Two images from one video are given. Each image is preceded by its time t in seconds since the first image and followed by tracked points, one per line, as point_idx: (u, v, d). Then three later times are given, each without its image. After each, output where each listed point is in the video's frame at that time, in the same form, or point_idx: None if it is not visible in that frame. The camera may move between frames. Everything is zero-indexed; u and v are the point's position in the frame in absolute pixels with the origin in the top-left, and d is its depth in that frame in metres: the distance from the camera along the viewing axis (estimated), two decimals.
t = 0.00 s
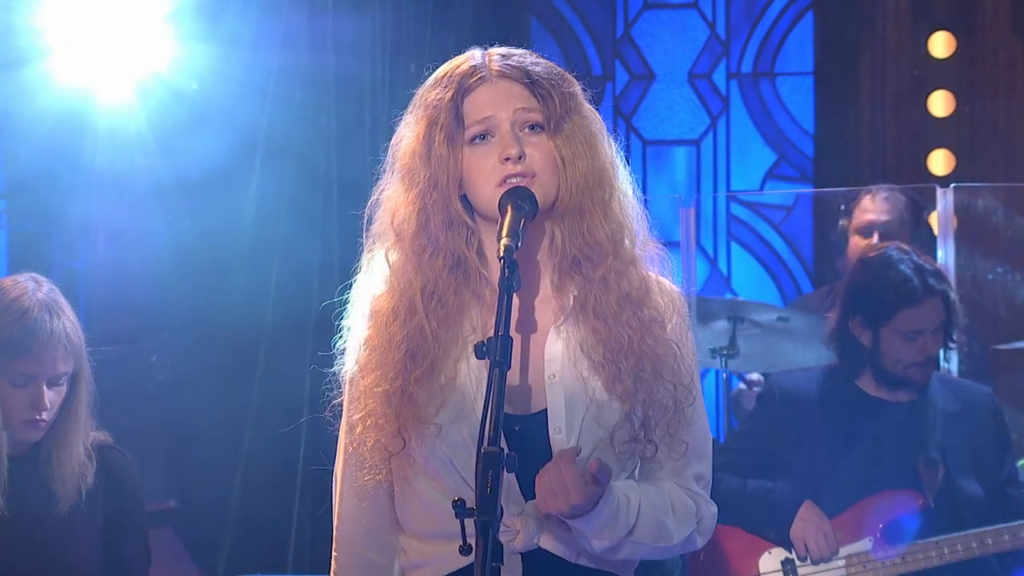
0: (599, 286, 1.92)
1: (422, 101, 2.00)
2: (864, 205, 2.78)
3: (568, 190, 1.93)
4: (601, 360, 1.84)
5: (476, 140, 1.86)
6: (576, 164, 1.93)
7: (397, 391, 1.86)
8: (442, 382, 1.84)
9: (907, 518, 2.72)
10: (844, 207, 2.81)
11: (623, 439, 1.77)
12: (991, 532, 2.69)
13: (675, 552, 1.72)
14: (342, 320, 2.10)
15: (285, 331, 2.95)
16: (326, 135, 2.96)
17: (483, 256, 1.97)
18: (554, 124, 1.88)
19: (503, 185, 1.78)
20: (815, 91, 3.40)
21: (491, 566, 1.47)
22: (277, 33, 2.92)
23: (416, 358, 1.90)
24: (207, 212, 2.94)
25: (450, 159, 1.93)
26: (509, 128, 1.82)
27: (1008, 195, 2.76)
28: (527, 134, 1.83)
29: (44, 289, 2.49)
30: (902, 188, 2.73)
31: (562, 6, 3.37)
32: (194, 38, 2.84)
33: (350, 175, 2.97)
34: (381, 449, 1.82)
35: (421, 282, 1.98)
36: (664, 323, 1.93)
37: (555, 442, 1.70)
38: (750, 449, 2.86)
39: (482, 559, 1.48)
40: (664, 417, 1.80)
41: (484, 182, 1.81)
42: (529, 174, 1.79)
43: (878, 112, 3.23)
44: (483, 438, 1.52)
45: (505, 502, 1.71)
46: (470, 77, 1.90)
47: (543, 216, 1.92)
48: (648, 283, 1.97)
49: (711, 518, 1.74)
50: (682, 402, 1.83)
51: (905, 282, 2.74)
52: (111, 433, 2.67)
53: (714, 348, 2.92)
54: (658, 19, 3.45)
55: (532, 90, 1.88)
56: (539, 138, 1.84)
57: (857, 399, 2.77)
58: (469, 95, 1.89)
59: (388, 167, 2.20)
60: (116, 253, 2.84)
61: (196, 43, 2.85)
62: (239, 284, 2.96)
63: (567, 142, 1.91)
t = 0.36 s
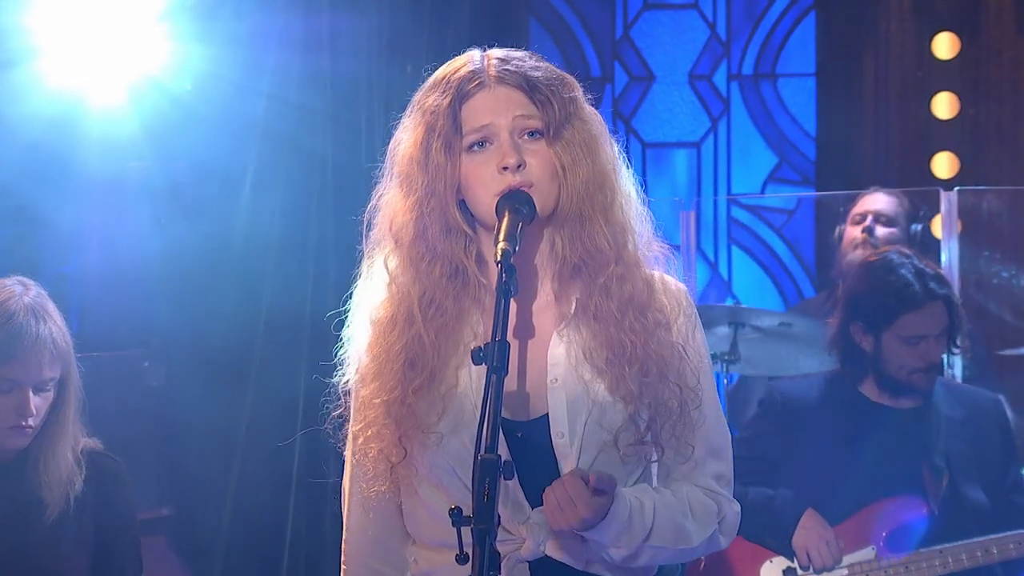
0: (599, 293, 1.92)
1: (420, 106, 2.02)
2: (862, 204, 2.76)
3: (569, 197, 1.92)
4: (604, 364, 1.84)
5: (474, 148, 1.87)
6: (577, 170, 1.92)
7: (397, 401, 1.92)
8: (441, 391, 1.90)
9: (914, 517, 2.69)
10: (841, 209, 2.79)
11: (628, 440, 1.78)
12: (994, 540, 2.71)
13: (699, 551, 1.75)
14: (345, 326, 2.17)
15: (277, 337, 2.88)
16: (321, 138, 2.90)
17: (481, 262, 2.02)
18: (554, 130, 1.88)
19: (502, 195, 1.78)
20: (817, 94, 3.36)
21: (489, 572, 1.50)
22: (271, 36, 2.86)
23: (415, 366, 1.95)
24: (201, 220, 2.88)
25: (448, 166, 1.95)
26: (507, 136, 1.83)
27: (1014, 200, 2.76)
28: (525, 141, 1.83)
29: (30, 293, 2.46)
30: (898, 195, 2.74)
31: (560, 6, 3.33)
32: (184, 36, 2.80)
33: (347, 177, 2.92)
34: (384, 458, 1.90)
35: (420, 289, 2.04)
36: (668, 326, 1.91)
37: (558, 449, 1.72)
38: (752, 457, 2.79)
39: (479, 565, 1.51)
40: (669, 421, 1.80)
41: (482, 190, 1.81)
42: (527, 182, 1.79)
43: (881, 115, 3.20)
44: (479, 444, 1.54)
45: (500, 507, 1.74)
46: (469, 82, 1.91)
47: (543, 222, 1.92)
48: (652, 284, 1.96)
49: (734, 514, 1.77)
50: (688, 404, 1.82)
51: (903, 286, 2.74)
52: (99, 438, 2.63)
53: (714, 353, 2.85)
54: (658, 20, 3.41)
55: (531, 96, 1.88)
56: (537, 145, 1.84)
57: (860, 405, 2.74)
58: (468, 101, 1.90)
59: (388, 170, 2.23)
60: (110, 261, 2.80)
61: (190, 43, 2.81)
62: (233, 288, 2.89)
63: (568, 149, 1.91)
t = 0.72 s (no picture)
0: (597, 299, 1.94)
1: (417, 109, 2.06)
2: (858, 206, 2.74)
3: (568, 202, 1.94)
4: (605, 364, 1.85)
5: (472, 153, 1.91)
6: (576, 175, 1.94)
7: (397, 407, 2.01)
8: (441, 398, 1.98)
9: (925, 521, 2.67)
10: (839, 212, 2.78)
11: (630, 439, 1.79)
12: (1001, 549, 2.65)
13: (714, 558, 1.73)
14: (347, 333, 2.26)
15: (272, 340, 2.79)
16: (313, 136, 2.83)
17: (479, 269, 2.10)
18: (553, 135, 1.90)
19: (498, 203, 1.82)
20: (819, 95, 3.30)
21: None
22: (262, 35, 2.78)
23: (415, 373, 2.04)
24: (189, 222, 2.82)
25: (445, 173, 2.01)
26: (505, 142, 1.86)
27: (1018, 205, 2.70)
28: (524, 147, 1.86)
29: (18, 296, 2.42)
30: (898, 196, 2.71)
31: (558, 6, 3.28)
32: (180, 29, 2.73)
33: (342, 177, 2.86)
34: (386, 464, 1.98)
35: (419, 296, 2.12)
36: (672, 326, 1.91)
37: (558, 451, 1.75)
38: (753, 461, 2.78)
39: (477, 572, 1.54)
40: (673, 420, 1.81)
41: (483, 199, 1.87)
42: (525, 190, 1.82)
43: (884, 116, 3.17)
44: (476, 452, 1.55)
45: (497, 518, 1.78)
46: (467, 87, 1.94)
47: (542, 231, 1.94)
48: (654, 282, 1.97)
49: (750, 518, 1.75)
50: (692, 404, 1.82)
51: (908, 291, 2.69)
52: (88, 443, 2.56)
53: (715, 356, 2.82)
54: (658, 20, 3.36)
55: (530, 101, 1.90)
56: (536, 151, 1.87)
57: (860, 409, 2.73)
58: (465, 106, 1.94)
59: (387, 172, 2.27)
60: (99, 262, 2.80)
61: (182, 42, 2.74)
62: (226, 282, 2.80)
63: (567, 154, 1.92)
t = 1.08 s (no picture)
0: (593, 305, 1.90)
1: (414, 110, 2.01)
2: (858, 208, 2.71)
3: (563, 206, 1.91)
4: (600, 370, 1.83)
5: (467, 156, 1.88)
6: (572, 179, 1.91)
7: (389, 414, 1.97)
8: (435, 405, 1.94)
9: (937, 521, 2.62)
10: (839, 213, 2.77)
11: (625, 445, 1.78)
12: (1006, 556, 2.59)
13: (716, 560, 1.71)
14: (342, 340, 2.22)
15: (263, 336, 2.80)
16: (309, 135, 2.84)
17: (474, 273, 2.06)
18: (548, 138, 1.87)
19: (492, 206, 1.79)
20: (819, 95, 3.24)
21: None
22: (252, 35, 2.77)
23: (408, 380, 1.99)
24: (178, 222, 2.75)
25: (440, 175, 1.97)
26: (501, 146, 1.83)
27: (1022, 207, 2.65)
28: (520, 150, 1.84)
29: None
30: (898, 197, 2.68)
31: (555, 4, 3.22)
32: (173, 27, 2.69)
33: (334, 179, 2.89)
34: (381, 472, 1.95)
35: (414, 302, 2.08)
36: (670, 331, 1.88)
37: (552, 456, 1.74)
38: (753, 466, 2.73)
39: None
40: (669, 427, 1.78)
41: (478, 201, 1.84)
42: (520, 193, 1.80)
43: (885, 117, 3.13)
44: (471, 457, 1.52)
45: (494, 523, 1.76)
46: (462, 88, 1.90)
47: (537, 235, 1.91)
48: (652, 288, 1.93)
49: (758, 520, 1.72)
50: (688, 411, 1.79)
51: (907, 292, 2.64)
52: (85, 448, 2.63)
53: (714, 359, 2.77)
54: (656, 18, 3.31)
55: (526, 103, 1.87)
56: (532, 154, 1.84)
57: (863, 410, 2.68)
58: (460, 108, 1.90)
59: (383, 174, 2.23)
60: (87, 261, 2.68)
61: (173, 41, 2.70)
62: (216, 284, 2.77)
63: (563, 157, 1.88)
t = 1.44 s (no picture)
0: (593, 309, 1.87)
1: (413, 105, 1.98)
2: (864, 207, 2.64)
3: (561, 204, 1.87)
4: (597, 376, 1.80)
5: (463, 153, 1.84)
6: (570, 178, 1.87)
7: (380, 414, 1.92)
8: (427, 405, 1.88)
9: (947, 525, 2.60)
10: (842, 213, 2.70)
11: (619, 454, 1.75)
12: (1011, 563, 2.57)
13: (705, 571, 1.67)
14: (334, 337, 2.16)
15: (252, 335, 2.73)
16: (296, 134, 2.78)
17: (470, 272, 2.01)
18: (546, 136, 1.84)
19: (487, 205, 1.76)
20: (824, 92, 3.19)
21: None
22: (242, 34, 2.74)
23: (399, 380, 1.94)
24: (169, 220, 2.70)
25: (435, 172, 1.93)
26: (498, 142, 1.80)
27: None
28: (518, 147, 1.81)
29: None
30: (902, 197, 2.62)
31: None
32: (167, 23, 2.67)
33: (325, 177, 2.80)
34: (370, 472, 1.90)
35: (408, 301, 2.03)
36: (669, 339, 1.85)
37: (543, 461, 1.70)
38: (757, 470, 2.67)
39: None
40: (665, 437, 1.76)
41: (473, 200, 1.80)
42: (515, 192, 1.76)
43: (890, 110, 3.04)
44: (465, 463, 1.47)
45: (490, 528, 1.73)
46: (460, 83, 1.87)
47: (535, 234, 1.87)
48: (654, 292, 1.90)
49: (753, 535, 1.69)
50: (686, 422, 1.76)
51: (921, 286, 2.60)
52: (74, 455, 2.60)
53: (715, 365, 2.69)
54: (657, 14, 3.26)
55: (525, 100, 1.84)
56: (530, 152, 1.81)
57: (868, 411, 2.65)
58: (458, 103, 1.86)
59: (381, 171, 2.19)
60: (78, 259, 2.65)
61: (168, 37, 2.68)
62: (203, 291, 2.70)
63: (560, 156, 1.85)
